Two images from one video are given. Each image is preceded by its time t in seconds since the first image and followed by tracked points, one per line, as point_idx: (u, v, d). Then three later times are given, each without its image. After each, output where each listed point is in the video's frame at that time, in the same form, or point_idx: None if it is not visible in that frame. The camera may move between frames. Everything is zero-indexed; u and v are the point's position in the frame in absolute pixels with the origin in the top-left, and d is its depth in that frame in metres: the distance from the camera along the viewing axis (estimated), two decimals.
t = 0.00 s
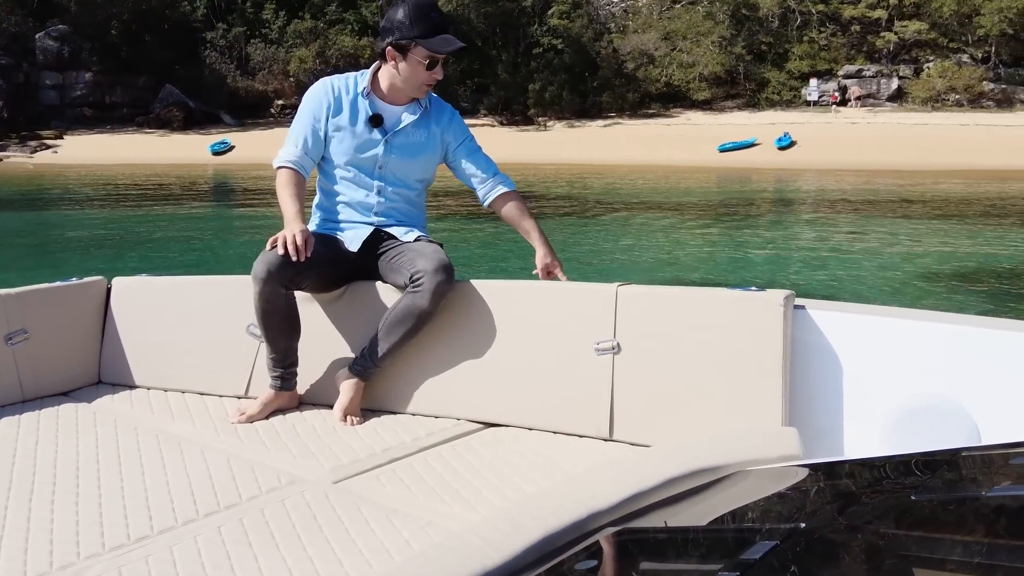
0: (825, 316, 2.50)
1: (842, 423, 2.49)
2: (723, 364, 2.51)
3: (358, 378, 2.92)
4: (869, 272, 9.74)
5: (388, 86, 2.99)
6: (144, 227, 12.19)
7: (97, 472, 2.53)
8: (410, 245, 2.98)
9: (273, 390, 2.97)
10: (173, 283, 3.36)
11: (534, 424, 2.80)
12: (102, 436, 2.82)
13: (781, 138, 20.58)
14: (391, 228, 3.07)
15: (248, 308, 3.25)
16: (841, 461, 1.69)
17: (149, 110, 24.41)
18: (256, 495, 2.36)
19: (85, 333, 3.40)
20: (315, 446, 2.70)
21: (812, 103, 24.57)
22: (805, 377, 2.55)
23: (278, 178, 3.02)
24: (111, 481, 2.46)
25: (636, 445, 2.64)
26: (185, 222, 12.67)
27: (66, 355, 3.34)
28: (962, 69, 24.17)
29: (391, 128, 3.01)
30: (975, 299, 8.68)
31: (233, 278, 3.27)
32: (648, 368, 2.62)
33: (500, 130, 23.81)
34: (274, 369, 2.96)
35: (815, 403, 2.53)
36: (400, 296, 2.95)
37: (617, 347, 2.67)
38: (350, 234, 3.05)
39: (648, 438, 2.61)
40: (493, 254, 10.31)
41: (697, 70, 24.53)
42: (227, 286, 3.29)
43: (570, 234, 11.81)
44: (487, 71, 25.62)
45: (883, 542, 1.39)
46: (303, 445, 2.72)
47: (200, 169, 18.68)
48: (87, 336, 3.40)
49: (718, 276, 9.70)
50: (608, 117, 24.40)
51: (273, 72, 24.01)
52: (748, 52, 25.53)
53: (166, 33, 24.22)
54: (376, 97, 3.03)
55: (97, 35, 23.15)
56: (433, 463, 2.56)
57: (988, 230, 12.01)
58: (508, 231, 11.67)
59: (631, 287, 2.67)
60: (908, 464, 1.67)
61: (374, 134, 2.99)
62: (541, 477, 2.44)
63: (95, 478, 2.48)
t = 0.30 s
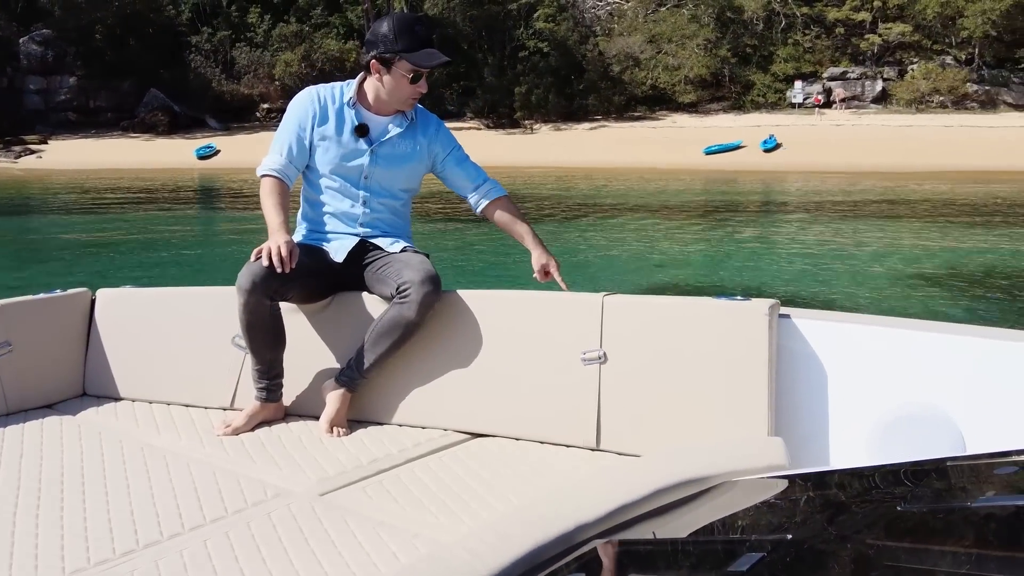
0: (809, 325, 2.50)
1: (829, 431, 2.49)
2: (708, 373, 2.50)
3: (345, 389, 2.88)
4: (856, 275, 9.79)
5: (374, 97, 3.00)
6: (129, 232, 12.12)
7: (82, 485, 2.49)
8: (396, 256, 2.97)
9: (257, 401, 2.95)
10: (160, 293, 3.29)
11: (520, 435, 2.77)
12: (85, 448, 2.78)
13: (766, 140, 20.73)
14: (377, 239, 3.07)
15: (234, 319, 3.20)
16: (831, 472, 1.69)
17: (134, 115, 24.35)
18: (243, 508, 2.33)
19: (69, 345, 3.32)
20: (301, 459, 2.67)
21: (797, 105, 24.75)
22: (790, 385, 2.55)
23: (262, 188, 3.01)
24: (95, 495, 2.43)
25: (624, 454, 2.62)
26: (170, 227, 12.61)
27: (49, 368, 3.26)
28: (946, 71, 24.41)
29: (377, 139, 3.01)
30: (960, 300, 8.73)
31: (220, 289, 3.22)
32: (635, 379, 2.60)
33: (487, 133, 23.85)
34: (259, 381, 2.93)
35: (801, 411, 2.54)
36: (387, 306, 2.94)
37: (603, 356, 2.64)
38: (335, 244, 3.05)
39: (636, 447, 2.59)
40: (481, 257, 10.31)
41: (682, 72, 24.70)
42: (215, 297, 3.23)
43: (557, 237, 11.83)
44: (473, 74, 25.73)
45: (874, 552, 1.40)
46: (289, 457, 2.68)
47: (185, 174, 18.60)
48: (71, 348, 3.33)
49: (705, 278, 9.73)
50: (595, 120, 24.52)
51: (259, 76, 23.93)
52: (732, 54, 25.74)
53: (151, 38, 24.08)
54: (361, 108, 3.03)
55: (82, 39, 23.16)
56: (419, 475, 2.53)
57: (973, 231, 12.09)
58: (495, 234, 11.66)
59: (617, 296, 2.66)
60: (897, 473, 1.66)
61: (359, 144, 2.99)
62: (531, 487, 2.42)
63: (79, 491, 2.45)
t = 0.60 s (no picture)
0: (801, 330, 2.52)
1: (820, 437, 2.51)
2: (696, 384, 2.52)
3: (337, 397, 2.89)
4: (844, 277, 9.83)
5: (366, 105, 3.01)
6: (119, 236, 12.10)
7: (72, 494, 2.49)
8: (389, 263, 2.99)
9: (249, 409, 2.95)
10: (149, 301, 3.28)
11: (512, 442, 2.79)
12: (74, 458, 2.78)
13: (754, 142, 20.80)
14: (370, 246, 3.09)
15: (225, 327, 3.19)
16: (825, 476, 1.74)
17: (121, 119, 24.31)
18: (234, 518, 2.33)
19: (59, 354, 3.31)
20: (295, 467, 2.67)
21: (785, 107, 24.84)
22: (781, 390, 2.58)
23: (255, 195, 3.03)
24: (85, 504, 2.42)
25: (616, 460, 2.64)
26: (159, 231, 12.59)
27: (39, 378, 3.25)
28: (932, 73, 24.53)
29: (369, 146, 3.03)
30: (947, 302, 8.78)
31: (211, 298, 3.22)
32: (624, 386, 2.62)
33: (475, 136, 23.89)
34: (250, 390, 2.94)
35: (792, 416, 2.56)
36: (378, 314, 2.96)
37: (596, 363, 2.67)
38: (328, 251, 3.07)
39: (629, 454, 2.61)
40: (470, 261, 10.34)
41: (670, 75, 24.73)
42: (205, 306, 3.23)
43: (547, 239, 11.85)
44: (461, 77, 25.73)
45: (863, 556, 1.40)
46: (281, 466, 2.69)
47: (173, 178, 18.57)
48: (61, 357, 3.31)
49: (693, 280, 9.79)
50: (583, 123, 24.58)
51: (247, 80, 23.75)
52: (720, 56, 25.80)
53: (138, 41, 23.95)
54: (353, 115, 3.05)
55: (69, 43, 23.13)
56: (412, 482, 2.54)
57: (962, 233, 12.14)
58: (484, 237, 11.69)
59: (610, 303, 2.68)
60: (888, 479, 1.70)
61: (351, 152, 3.01)
62: (523, 495, 2.43)
63: (69, 501, 2.44)
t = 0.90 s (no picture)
0: (791, 333, 2.52)
1: (811, 441, 2.51)
2: (686, 389, 2.55)
3: (326, 403, 2.90)
4: (834, 280, 9.89)
5: (350, 110, 3.03)
6: (109, 242, 12.09)
7: (59, 503, 2.46)
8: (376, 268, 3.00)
9: (238, 416, 2.95)
10: (135, 307, 3.28)
11: (503, 447, 2.81)
12: (62, 465, 2.76)
13: (743, 146, 20.94)
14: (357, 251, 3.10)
15: (213, 333, 3.20)
16: (818, 484, 1.77)
17: (109, 124, 24.30)
18: (224, 526, 2.31)
19: (45, 360, 3.30)
20: (286, 475, 2.66)
21: (773, 111, 25.05)
22: (771, 393, 2.57)
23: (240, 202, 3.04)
24: (72, 513, 2.40)
25: (607, 466, 2.67)
26: (149, 236, 12.59)
27: (25, 385, 3.24)
28: (920, 76, 24.77)
29: (356, 152, 3.05)
30: (936, 305, 8.85)
31: (198, 303, 3.23)
32: (614, 390, 2.65)
33: (465, 140, 23.97)
34: (239, 396, 2.94)
35: (782, 420, 2.56)
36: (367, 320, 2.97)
37: (586, 368, 2.68)
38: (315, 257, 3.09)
39: (620, 458, 2.64)
40: (461, 265, 10.37)
41: (659, 78, 24.88)
42: (193, 311, 3.23)
43: (537, 243, 11.88)
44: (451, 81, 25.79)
45: (855, 559, 1.45)
46: (270, 473, 2.68)
47: (163, 182, 18.56)
48: (48, 364, 3.31)
49: (682, 283, 9.84)
50: (572, 126, 24.69)
51: (236, 83, 23.81)
52: (709, 60, 25.98)
53: (127, 45, 23.95)
54: (338, 121, 3.07)
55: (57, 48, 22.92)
56: (403, 489, 2.55)
57: (949, 235, 12.24)
58: (474, 242, 11.72)
59: (601, 308, 2.69)
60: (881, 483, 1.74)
61: (337, 159, 3.03)
62: (515, 502, 2.44)
63: (56, 509, 2.42)
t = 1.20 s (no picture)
0: (786, 335, 2.54)
1: (805, 442, 2.52)
2: (680, 392, 2.56)
3: (318, 407, 2.91)
4: (824, 282, 9.94)
5: (339, 110, 3.05)
6: (98, 247, 12.04)
7: (49, 509, 2.45)
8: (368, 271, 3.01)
9: (229, 421, 2.96)
10: (124, 311, 3.28)
11: (497, 451, 2.82)
12: (51, 472, 2.75)
13: (734, 149, 21.00)
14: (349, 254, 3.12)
15: (203, 337, 3.20)
16: (816, 485, 1.79)
17: (99, 128, 24.20)
18: (216, 532, 2.31)
19: (34, 365, 3.29)
20: (278, 480, 2.67)
21: (764, 114, 25.13)
22: (764, 394, 2.58)
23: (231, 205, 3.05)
24: (63, 520, 2.38)
25: (601, 469, 2.68)
26: (139, 241, 12.53)
27: (15, 391, 3.23)
28: (909, 79, 24.92)
29: (347, 155, 3.05)
30: (926, 306, 8.90)
31: (189, 308, 3.23)
32: (608, 394, 2.66)
33: (456, 144, 23.97)
34: (230, 401, 2.95)
35: (775, 421, 2.57)
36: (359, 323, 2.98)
37: (580, 370, 2.69)
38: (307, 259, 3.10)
39: (614, 460, 2.65)
40: (452, 269, 10.37)
41: (650, 82, 24.94)
42: (183, 315, 3.23)
43: (529, 246, 11.89)
44: (442, 85, 25.77)
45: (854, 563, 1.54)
46: (262, 478, 2.68)
47: (153, 187, 18.50)
48: (37, 369, 3.30)
49: (673, 285, 9.86)
50: (563, 130, 24.73)
51: (226, 88, 23.75)
52: (699, 63, 26.04)
53: (116, 50, 23.88)
54: (329, 122, 3.08)
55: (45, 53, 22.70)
56: (396, 493, 2.56)
57: (938, 236, 12.32)
58: (465, 245, 11.72)
59: (594, 310, 2.71)
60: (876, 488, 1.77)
61: (329, 161, 3.03)
62: (507, 506, 2.45)
63: (47, 516, 2.41)
